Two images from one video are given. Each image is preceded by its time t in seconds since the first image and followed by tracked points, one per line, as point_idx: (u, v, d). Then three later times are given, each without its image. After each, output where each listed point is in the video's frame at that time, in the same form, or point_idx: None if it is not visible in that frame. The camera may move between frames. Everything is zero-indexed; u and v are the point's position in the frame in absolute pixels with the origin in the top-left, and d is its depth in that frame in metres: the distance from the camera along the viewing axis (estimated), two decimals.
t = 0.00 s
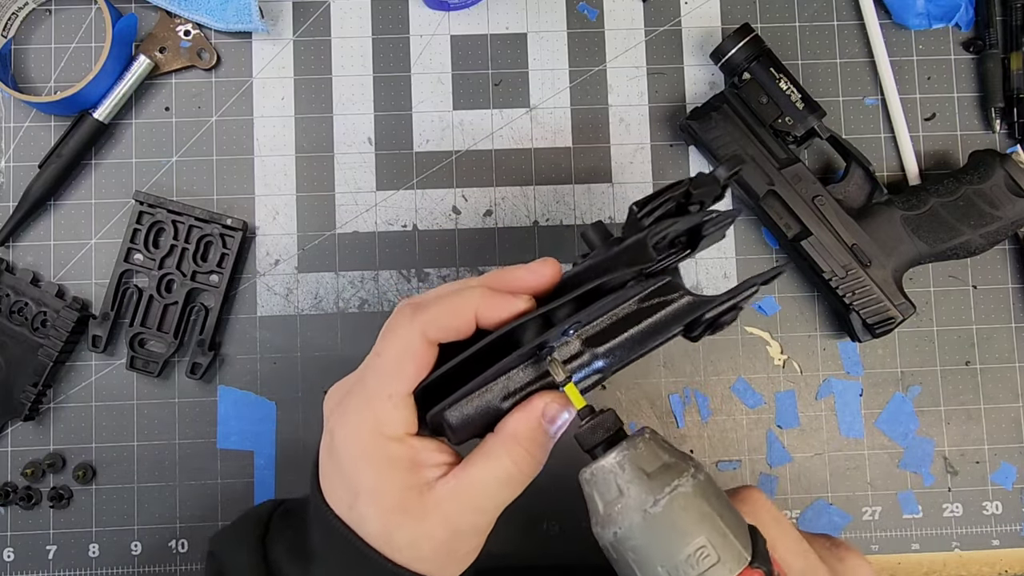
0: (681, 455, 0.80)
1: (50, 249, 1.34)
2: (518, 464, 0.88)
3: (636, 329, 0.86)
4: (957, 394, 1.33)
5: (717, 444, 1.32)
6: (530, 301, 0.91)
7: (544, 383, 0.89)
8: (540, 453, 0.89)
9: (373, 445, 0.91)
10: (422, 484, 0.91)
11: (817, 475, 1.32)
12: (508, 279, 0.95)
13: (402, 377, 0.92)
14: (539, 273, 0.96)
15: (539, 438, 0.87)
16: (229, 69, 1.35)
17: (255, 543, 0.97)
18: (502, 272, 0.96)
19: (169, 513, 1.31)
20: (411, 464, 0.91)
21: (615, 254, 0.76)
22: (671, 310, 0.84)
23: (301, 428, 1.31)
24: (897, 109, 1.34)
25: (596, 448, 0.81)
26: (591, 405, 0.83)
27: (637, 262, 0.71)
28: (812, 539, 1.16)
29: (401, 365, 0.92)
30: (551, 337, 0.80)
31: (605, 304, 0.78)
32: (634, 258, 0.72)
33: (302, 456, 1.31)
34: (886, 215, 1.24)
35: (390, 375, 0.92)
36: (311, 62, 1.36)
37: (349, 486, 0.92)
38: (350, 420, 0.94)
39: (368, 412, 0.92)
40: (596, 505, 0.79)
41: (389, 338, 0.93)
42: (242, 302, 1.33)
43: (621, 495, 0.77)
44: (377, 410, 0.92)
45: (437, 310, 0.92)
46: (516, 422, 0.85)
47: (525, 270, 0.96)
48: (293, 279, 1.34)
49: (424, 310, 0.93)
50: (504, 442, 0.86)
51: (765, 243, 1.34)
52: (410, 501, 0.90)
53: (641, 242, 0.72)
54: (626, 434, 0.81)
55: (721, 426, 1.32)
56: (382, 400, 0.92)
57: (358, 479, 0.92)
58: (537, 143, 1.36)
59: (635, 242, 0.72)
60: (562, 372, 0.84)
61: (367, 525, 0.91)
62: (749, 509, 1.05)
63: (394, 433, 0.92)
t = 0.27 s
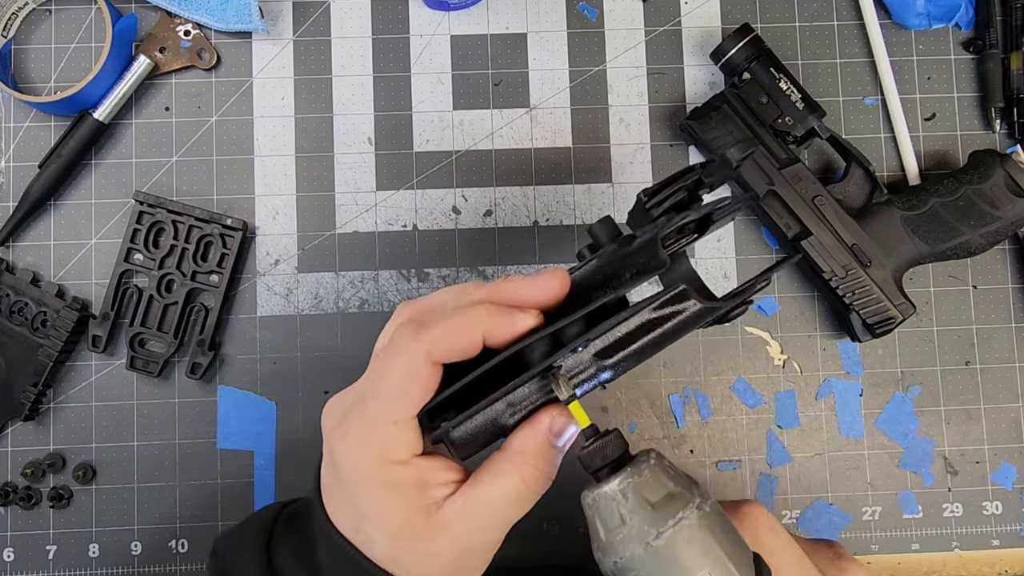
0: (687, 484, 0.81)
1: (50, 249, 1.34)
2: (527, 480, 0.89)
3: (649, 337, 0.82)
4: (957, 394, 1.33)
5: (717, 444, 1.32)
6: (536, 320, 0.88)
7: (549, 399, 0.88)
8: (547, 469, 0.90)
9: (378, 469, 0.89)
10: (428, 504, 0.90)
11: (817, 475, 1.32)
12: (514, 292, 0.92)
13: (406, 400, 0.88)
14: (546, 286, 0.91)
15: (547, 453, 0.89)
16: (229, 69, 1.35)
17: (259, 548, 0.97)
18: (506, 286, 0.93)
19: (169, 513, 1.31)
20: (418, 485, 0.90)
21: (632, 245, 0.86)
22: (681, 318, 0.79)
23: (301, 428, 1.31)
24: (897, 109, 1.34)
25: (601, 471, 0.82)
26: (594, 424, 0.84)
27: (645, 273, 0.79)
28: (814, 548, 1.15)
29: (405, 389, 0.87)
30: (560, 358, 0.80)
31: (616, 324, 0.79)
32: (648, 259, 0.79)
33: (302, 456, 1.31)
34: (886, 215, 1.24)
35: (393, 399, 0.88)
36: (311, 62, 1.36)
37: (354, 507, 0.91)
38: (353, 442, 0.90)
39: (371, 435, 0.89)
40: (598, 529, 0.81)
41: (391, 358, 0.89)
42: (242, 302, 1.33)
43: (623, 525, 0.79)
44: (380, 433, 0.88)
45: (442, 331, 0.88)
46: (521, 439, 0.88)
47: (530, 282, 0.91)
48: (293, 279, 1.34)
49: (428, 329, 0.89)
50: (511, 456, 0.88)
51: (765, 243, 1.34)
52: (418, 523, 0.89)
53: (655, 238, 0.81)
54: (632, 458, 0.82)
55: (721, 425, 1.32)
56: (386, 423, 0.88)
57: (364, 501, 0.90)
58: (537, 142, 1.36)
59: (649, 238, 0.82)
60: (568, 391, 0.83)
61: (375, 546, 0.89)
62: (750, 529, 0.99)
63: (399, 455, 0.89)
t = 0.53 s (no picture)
0: (696, 496, 0.81)
1: (50, 249, 1.34)
2: (538, 485, 0.90)
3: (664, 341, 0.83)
4: (957, 394, 1.33)
5: (717, 444, 1.32)
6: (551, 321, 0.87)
7: (560, 403, 0.89)
8: (557, 475, 0.90)
9: (389, 476, 0.89)
10: (438, 512, 0.90)
11: (817, 475, 1.32)
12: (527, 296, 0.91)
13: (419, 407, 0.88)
14: (561, 290, 0.89)
15: (557, 458, 0.90)
16: (229, 69, 1.35)
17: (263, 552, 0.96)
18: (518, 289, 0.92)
19: (169, 513, 1.31)
20: (428, 491, 0.89)
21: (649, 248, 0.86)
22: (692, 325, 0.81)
23: (301, 428, 1.31)
24: (897, 109, 1.34)
25: (611, 478, 0.82)
26: (604, 431, 0.84)
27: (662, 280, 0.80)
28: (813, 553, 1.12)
29: (419, 395, 0.87)
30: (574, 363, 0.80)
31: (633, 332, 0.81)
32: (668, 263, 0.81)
33: (302, 456, 1.31)
34: (886, 215, 1.24)
35: (405, 405, 0.88)
36: (311, 62, 1.36)
37: (363, 514, 0.90)
38: (362, 449, 0.90)
39: (382, 441, 0.89)
40: (604, 537, 0.81)
41: (406, 365, 0.88)
42: (242, 302, 1.33)
43: (631, 535, 0.79)
44: (392, 439, 0.89)
45: (460, 337, 0.87)
46: (534, 443, 0.89)
47: (544, 285, 0.89)
48: (293, 279, 1.34)
49: (445, 336, 0.88)
50: (522, 459, 0.89)
51: (765, 243, 1.34)
52: (428, 530, 0.89)
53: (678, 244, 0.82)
54: (642, 468, 0.82)
55: (721, 426, 1.32)
56: (398, 430, 0.89)
57: (374, 508, 0.89)
58: (537, 142, 1.36)
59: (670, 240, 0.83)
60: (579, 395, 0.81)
61: (383, 553, 0.89)
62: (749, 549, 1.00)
63: (410, 462, 0.89)
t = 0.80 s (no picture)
0: (697, 491, 0.83)
1: (50, 249, 1.34)
2: (543, 487, 0.91)
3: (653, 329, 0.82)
4: (957, 394, 1.33)
5: (717, 444, 1.32)
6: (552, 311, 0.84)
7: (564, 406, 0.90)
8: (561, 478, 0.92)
9: (398, 490, 0.88)
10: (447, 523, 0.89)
11: (817, 475, 1.32)
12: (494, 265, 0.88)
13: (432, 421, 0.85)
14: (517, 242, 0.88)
15: (560, 459, 0.92)
16: (229, 69, 1.35)
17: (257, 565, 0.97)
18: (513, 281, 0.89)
19: (169, 513, 1.31)
20: (439, 503, 0.89)
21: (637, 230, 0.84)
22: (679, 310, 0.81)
23: (301, 428, 1.31)
24: (897, 109, 1.34)
25: (611, 472, 0.84)
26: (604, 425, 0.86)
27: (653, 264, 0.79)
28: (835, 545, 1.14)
29: (434, 410, 0.85)
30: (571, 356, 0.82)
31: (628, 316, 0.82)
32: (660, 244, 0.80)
33: (303, 456, 1.31)
34: (886, 215, 1.24)
35: (416, 420, 0.85)
36: (312, 62, 1.36)
37: (370, 531, 0.89)
38: (371, 465, 0.88)
39: (391, 456, 0.87)
40: (604, 532, 0.84)
41: (420, 379, 0.85)
42: (242, 302, 1.33)
43: (629, 530, 0.81)
44: (401, 454, 0.87)
45: (472, 347, 0.83)
46: (541, 446, 0.91)
47: (501, 245, 0.88)
48: (293, 279, 1.34)
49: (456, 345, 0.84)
50: (528, 463, 0.91)
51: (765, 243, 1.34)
52: (438, 542, 0.89)
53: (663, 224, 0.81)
54: (642, 462, 0.84)
55: (721, 426, 1.32)
56: (409, 445, 0.87)
57: (383, 525, 0.88)
58: (537, 143, 1.36)
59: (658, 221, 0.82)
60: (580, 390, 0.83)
61: (393, 569, 0.89)
62: (772, 539, 1.00)
63: (421, 475, 0.88)
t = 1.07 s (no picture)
0: (719, 518, 0.86)
1: (50, 249, 1.34)
2: (549, 502, 0.90)
3: (669, 353, 0.83)
4: (957, 394, 1.33)
5: (717, 444, 1.32)
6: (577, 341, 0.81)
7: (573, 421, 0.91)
8: (568, 492, 0.91)
9: (397, 503, 0.86)
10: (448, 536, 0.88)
11: (816, 475, 1.32)
12: (535, 307, 0.86)
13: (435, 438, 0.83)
14: (566, 295, 0.85)
15: (568, 475, 0.91)
16: (229, 69, 1.35)
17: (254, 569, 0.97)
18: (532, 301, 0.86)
19: (169, 513, 1.31)
20: (438, 516, 0.88)
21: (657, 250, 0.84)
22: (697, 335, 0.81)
23: (302, 429, 1.31)
24: (897, 109, 1.34)
25: (634, 500, 0.86)
26: (624, 453, 0.87)
27: (663, 304, 0.77)
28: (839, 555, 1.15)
29: (442, 428, 0.82)
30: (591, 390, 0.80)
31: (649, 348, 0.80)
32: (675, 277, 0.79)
33: (303, 456, 1.31)
34: (886, 215, 1.24)
35: (417, 436, 0.84)
36: (312, 62, 1.36)
37: (367, 543, 0.87)
38: (369, 478, 0.86)
39: (389, 470, 0.85)
40: (629, 560, 0.87)
41: (430, 395, 0.82)
42: (242, 302, 1.33)
43: (657, 560, 0.84)
44: (400, 467, 0.85)
45: (491, 370, 0.81)
46: (548, 463, 0.90)
47: (548, 290, 0.85)
48: (292, 279, 1.34)
49: (473, 365, 0.82)
50: (535, 477, 0.89)
51: (765, 243, 1.34)
52: (439, 555, 0.87)
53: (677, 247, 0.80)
54: (664, 491, 0.86)
55: (721, 426, 1.32)
56: (410, 459, 0.85)
57: (378, 538, 0.87)
58: (537, 143, 1.36)
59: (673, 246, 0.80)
60: (596, 417, 0.85)
61: None
62: (777, 551, 1.03)
63: (419, 488, 0.87)
